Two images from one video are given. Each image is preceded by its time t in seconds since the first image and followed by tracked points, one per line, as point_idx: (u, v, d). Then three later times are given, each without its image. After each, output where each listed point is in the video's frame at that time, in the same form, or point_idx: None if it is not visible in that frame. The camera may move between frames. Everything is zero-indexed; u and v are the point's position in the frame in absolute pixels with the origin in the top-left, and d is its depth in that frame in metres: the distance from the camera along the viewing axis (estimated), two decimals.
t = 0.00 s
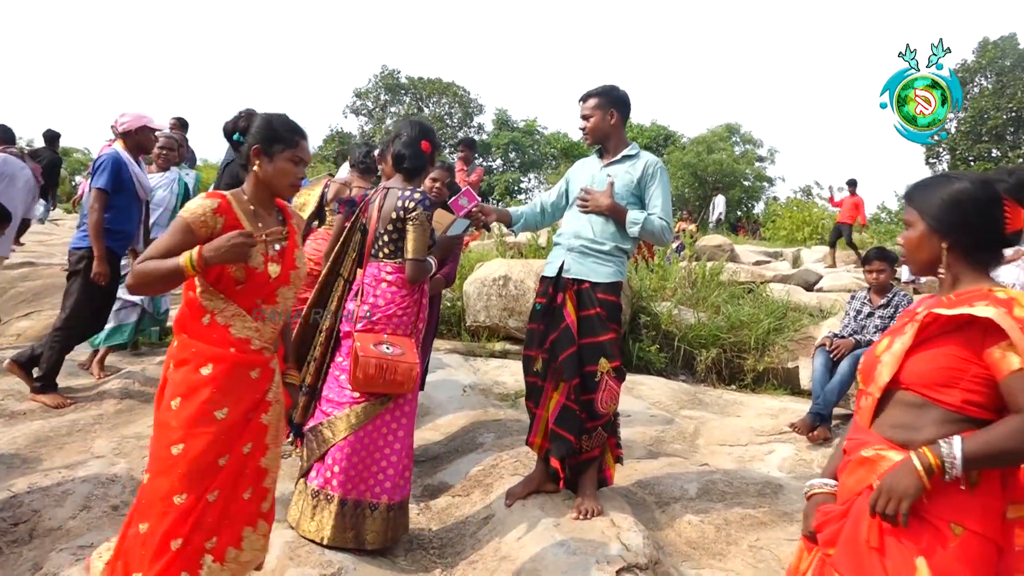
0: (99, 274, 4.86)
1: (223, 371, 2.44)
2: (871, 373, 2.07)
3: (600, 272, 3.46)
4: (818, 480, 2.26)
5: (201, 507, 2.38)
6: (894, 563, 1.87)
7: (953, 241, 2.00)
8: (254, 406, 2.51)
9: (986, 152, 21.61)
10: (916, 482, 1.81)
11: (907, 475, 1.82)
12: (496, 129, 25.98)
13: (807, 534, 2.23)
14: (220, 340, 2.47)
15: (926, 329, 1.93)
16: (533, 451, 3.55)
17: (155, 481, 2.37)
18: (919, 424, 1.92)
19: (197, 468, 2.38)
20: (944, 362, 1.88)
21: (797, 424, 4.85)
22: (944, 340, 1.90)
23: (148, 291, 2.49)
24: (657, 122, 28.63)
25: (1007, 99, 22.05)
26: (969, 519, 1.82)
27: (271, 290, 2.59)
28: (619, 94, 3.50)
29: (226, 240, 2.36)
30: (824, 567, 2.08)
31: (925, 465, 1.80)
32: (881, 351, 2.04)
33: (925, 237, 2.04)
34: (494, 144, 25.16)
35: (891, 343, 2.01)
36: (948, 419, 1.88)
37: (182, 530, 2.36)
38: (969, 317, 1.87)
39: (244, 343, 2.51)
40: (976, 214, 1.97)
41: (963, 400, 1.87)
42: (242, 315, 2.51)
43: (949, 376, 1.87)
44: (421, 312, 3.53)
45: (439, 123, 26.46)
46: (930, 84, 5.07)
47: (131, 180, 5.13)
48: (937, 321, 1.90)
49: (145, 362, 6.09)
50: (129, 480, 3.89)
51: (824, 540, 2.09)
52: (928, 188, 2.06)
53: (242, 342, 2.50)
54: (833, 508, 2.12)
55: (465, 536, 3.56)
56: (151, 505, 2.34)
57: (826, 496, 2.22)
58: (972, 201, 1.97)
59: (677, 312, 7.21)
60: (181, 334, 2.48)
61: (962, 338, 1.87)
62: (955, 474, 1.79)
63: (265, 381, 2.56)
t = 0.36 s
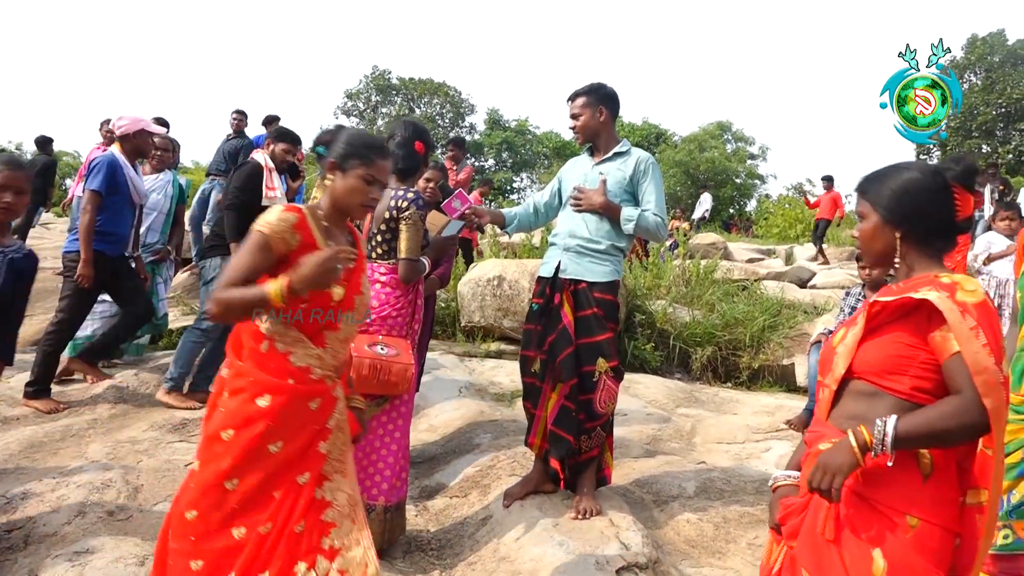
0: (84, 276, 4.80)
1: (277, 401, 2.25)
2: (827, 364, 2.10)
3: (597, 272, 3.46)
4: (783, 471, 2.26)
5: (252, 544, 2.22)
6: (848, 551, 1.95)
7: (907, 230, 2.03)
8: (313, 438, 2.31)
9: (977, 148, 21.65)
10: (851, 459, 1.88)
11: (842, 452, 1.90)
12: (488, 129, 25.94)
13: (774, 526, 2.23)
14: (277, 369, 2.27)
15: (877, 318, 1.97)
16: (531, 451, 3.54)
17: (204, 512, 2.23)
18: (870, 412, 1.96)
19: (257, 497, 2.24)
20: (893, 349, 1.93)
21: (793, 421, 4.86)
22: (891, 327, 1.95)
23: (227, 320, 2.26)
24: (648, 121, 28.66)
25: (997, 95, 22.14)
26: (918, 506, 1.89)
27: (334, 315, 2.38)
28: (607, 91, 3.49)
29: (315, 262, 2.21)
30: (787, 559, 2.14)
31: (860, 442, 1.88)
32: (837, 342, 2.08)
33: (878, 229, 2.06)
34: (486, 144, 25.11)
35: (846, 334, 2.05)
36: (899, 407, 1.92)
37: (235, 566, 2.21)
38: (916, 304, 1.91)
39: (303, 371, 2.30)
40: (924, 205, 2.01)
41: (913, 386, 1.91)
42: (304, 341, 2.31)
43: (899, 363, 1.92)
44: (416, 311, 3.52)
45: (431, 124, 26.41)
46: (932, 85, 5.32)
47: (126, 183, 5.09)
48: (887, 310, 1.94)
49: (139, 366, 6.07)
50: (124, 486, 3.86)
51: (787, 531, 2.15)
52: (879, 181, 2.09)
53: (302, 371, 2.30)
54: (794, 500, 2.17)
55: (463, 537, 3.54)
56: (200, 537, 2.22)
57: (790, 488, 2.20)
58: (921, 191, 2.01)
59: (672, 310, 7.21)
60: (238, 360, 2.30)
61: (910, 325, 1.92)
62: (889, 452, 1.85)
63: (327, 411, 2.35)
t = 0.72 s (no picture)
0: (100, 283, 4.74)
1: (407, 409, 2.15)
2: (811, 351, 2.09)
3: (604, 265, 3.45)
4: (772, 461, 2.24)
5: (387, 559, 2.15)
6: (836, 538, 1.93)
7: (881, 213, 2.03)
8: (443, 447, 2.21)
9: (982, 134, 21.51)
10: (837, 451, 1.87)
11: (828, 443, 1.89)
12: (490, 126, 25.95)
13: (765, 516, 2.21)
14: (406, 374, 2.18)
15: (855, 304, 1.96)
16: (542, 445, 3.54)
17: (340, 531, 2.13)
18: (856, 400, 1.95)
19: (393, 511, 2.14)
20: (873, 336, 1.92)
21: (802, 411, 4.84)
22: (871, 313, 1.94)
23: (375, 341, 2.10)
24: (651, 115, 28.61)
25: (1001, 80, 22.01)
26: (906, 491, 1.88)
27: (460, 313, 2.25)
28: (605, 82, 3.47)
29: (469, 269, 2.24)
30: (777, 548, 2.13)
31: (846, 433, 1.87)
32: (818, 329, 2.06)
33: (853, 213, 2.06)
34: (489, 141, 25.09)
35: (826, 320, 2.03)
36: (883, 392, 1.91)
37: None
38: (893, 289, 1.90)
39: (431, 375, 2.19)
40: (898, 187, 2.00)
41: (895, 371, 1.90)
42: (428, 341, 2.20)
43: (878, 349, 1.91)
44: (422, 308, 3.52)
45: (434, 122, 26.43)
46: (931, 82, 3.26)
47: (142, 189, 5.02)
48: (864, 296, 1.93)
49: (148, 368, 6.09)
50: (135, 487, 3.88)
51: (779, 521, 2.12)
52: (853, 165, 2.08)
53: (429, 373, 2.19)
54: (784, 489, 2.14)
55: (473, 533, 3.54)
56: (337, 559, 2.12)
57: (779, 476, 2.19)
58: (893, 173, 2.00)
59: (678, 303, 7.20)
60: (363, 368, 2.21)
61: (889, 310, 1.90)
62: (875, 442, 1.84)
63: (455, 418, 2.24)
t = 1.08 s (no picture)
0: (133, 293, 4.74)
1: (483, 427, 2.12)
2: (796, 351, 2.08)
3: (608, 268, 3.45)
4: (751, 458, 2.24)
5: None
6: (816, 536, 1.93)
7: (872, 213, 2.03)
8: (525, 463, 2.17)
9: (981, 135, 21.51)
10: (821, 456, 1.89)
11: (812, 448, 1.90)
12: (490, 130, 25.96)
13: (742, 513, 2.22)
14: (480, 388, 2.14)
15: (845, 305, 1.95)
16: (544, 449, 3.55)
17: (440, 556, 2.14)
18: (841, 402, 1.94)
19: (483, 533, 2.11)
20: (861, 339, 1.92)
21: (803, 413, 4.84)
22: (861, 315, 1.93)
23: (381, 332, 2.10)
24: (650, 118, 28.64)
25: (1000, 82, 22.03)
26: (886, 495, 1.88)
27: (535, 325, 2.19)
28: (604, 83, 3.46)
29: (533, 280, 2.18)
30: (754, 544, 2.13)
31: (830, 438, 1.87)
32: (804, 329, 2.05)
33: (844, 213, 2.06)
34: (488, 145, 25.08)
35: (814, 320, 2.02)
36: (869, 396, 1.91)
37: None
38: (883, 291, 1.90)
39: (505, 390, 2.15)
40: (888, 188, 2.00)
41: (882, 375, 1.90)
42: (502, 355, 2.14)
43: (866, 352, 1.91)
44: (422, 311, 3.52)
45: (433, 126, 26.45)
46: (932, 82, 3.41)
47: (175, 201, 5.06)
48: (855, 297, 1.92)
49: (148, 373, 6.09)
50: (135, 492, 3.88)
51: (754, 519, 2.13)
52: (843, 165, 2.07)
53: (504, 388, 2.14)
54: (763, 487, 2.14)
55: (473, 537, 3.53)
56: None
57: (757, 474, 2.20)
58: (884, 173, 2.00)
59: (678, 306, 7.20)
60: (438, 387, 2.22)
61: (878, 313, 1.90)
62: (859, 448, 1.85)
63: (534, 434, 2.19)
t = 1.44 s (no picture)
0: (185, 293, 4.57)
1: (568, 466, 1.90)
2: (790, 364, 2.07)
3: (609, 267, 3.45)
4: (736, 475, 2.30)
5: None
6: (810, 564, 1.93)
7: (872, 224, 2.03)
8: (612, 509, 1.96)
9: (976, 133, 21.56)
10: (825, 481, 1.85)
11: (815, 473, 1.87)
12: (486, 132, 25.97)
13: (725, 531, 2.26)
14: (561, 421, 1.91)
15: (844, 319, 1.95)
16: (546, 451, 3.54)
17: None
18: (837, 419, 1.94)
19: None
20: (860, 353, 1.91)
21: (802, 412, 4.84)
22: (860, 330, 1.93)
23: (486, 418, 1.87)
24: (646, 119, 28.67)
25: (994, 80, 22.10)
26: (884, 517, 1.89)
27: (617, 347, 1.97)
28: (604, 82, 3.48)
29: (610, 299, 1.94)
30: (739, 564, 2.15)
31: (835, 462, 1.84)
32: (800, 342, 2.05)
33: (843, 223, 2.06)
34: (485, 146, 25.08)
35: (811, 333, 2.02)
36: (866, 413, 1.91)
37: None
38: (885, 306, 1.89)
39: (591, 422, 1.93)
40: (889, 199, 2.00)
41: (880, 393, 1.90)
42: (586, 385, 1.92)
43: (866, 368, 1.90)
44: (420, 313, 3.52)
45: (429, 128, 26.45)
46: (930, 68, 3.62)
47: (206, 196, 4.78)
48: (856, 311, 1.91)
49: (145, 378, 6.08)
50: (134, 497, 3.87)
51: (742, 538, 2.15)
52: (844, 174, 2.07)
53: (588, 421, 1.92)
54: (751, 507, 2.16)
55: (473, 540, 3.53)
56: None
57: (743, 491, 2.26)
58: (886, 183, 2.00)
59: (676, 305, 7.21)
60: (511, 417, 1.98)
61: (879, 328, 1.90)
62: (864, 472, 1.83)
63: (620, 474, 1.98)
